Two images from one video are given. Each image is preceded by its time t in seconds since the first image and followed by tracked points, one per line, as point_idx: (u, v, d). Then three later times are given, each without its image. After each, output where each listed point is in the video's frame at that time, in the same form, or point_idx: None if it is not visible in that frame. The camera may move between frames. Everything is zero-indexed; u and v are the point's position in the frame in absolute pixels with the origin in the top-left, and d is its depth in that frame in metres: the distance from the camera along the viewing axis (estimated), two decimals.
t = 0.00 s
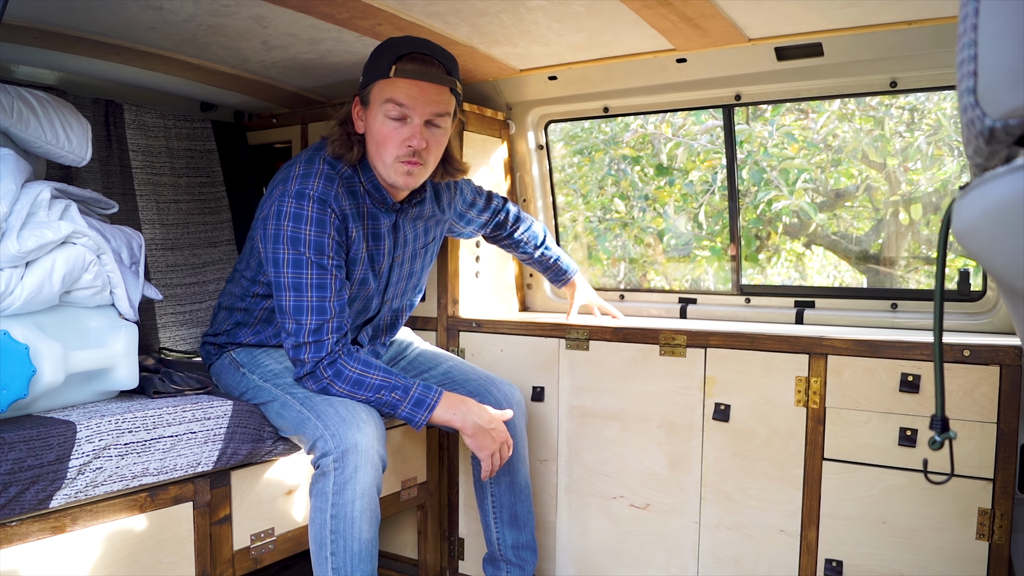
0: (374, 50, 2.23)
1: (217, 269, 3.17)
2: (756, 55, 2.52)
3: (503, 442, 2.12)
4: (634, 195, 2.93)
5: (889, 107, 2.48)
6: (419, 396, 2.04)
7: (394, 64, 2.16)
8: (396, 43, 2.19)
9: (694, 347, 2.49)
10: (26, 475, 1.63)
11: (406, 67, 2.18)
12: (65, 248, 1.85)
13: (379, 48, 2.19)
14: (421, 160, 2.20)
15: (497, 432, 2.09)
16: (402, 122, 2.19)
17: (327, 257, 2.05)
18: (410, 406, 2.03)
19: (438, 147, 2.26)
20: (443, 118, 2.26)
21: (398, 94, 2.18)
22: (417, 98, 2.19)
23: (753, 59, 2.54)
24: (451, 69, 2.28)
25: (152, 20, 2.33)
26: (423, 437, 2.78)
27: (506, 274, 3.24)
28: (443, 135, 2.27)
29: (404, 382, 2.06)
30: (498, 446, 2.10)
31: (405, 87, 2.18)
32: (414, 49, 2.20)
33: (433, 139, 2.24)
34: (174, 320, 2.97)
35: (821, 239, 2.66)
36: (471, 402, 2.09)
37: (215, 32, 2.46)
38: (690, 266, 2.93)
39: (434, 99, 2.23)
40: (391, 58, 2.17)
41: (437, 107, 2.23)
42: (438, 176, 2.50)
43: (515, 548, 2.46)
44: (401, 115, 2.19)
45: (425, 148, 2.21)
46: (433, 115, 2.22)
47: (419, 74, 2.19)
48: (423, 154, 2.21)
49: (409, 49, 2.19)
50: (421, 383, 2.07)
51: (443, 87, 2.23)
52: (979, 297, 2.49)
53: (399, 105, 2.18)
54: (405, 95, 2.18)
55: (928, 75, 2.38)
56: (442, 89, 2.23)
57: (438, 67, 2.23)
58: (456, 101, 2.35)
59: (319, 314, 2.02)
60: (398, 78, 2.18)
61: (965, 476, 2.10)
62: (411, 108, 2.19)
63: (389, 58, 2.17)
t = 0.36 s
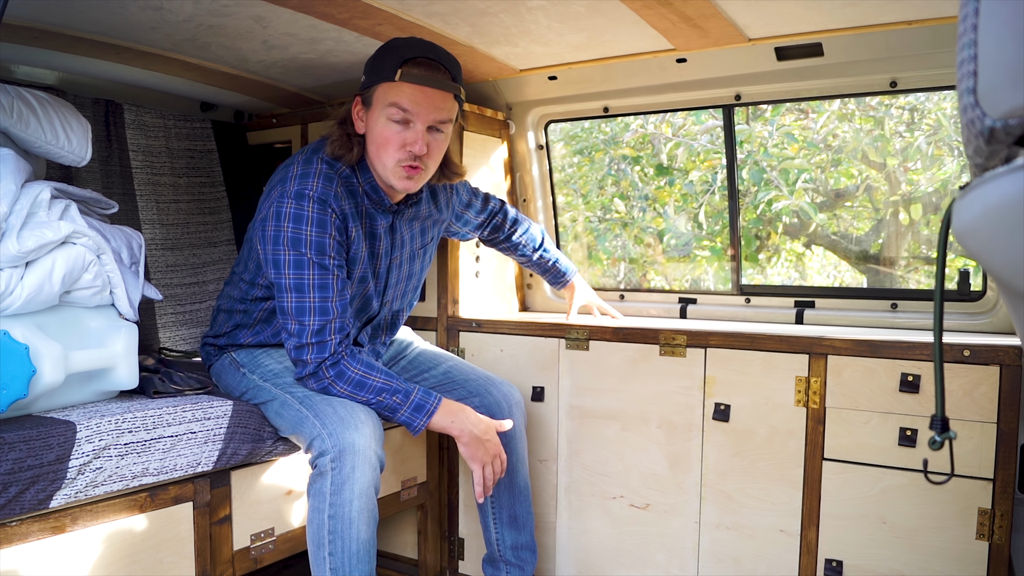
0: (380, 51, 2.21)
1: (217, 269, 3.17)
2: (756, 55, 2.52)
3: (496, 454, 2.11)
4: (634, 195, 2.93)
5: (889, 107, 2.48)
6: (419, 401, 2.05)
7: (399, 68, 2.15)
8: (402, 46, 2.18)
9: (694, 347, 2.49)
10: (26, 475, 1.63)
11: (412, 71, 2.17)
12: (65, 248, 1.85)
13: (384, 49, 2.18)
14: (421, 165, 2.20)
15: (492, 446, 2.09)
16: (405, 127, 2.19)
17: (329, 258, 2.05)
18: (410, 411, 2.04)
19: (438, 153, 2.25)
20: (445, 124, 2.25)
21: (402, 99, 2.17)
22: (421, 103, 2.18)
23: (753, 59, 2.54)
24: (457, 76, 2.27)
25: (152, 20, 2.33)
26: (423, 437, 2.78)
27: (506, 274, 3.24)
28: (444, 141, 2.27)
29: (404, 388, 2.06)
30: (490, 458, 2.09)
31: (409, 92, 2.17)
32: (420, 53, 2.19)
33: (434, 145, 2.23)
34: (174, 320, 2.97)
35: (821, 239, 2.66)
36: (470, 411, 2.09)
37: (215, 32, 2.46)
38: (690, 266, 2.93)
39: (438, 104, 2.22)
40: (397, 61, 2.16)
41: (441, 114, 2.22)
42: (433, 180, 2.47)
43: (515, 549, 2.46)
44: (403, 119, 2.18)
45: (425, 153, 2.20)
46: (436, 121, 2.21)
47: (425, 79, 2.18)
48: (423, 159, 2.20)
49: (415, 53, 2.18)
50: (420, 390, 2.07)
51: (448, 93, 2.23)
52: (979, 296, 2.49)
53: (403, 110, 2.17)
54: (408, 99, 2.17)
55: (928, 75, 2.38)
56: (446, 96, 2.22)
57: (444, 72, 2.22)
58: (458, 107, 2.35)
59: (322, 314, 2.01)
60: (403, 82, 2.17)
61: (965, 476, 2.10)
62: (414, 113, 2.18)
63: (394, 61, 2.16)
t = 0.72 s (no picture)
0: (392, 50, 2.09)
1: (216, 269, 3.17)
2: (756, 55, 2.52)
3: (501, 444, 2.13)
4: (634, 194, 2.93)
5: (889, 107, 2.48)
6: (414, 398, 2.05)
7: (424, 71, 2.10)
8: (419, 46, 2.09)
9: (694, 347, 2.49)
10: (26, 475, 1.63)
11: (434, 72, 2.13)
12: (65, 249, 1.85)
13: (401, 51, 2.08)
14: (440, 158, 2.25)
15: (494, 437, 2.09)
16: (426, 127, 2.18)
17: (322, 260, 2.05)
18: (406, 408, 2.04)
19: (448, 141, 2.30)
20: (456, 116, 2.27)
21: (426, 101, 2.14)
22: (443, 104, 2.17)
23: (753, 59, 2.54)
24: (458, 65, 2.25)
25: (152, 20, 2.33)
26: (423, 437, 2.78)
27: (506, 275, 3.24)
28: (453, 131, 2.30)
29: (399, 384, 2.06)
30: (495, 448, 2.10)
31: (432, 94, 2.14)
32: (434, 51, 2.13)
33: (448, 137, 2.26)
34: (174, 319, 2.98)
35: (821, 239, 2.66)
36: (468, 404, 2.09)
37: (215, 32, 2.46)
38: (690, 266, 2.93)
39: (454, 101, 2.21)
40: (420, 65, 2.09)
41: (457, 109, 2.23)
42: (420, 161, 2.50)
43: (514, 549, 2.46)
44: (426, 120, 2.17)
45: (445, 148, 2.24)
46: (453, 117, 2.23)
47: (445, 79, 2.15)
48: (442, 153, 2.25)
49: (432, 53, 2.11)
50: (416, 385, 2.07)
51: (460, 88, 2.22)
52: (979, 297, 2.49)
53: (427, 111, 2.15)
54: (431, 101, 2.14)
55: (927, 75, 2.38)
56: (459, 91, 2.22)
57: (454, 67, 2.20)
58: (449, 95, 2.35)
59: (315, 317, 2.02)
60: (428, 84, 2.12)
61: (965, 476, 2.10)
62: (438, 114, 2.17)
63: (416, 64, 2.09)
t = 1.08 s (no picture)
0: (359, 40, 2.19)
1: (216, 269, 3.17)
2: (756, 55, 2.52)
3: (502, 443, 2.13)
4: (634, 194, 2.93)
5: (889, 107, 2.48)
6: (413, 398, 2.05)
7: (384, 58, 2.14)
8: (383, 34, 2.16)
9: (694, 347, 2.49)
10: (26, 475, 1.63)
11: (397, 60, 2.17)
12: (65, 248, 1.85)
13: (365, 38, 2.16)
14: (409, 152, 2.24)
15: (495, 437, 2.09)
16: (391, 116, 2.20)
17: (319, 260, 2.05)
18: (405, 407, 2.04)
19: (424, 140, 2.28)
20: (431, 112, 2.27)
21: (388, 88, 2.18)
22: (407, 92, 2.20)
23: (753, 59, 2.54)
24: (439, 60, 2.26)
25: (152, 20, 2.33)
26: (423, 437, 2.78)
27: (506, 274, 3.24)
28: (430, 128, 2.30)
29: (398, 384, 2.06)
30: (496, 447, 2.10)
31: (394, 82, 2.18)
32: (403, 40, 2.18)
33: (420, 132, 2.26)
34: (174, 319, 2.98)
35: (821, 239, 2.66)
36: (468, 403, 2.09)
37: (215, 32, 2.46)
38: (690, 266, 2.93)
39: (423, 93, 2.23)
40: (381, 51, 2.15)
41: (425, 102, 2.24)
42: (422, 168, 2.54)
43: (515, 549, 2.46)
44: (390, 108, 2.20)
45: (414, 141, 2.24)
46: (422, 109, 2.24)
47: (409, 68, 2.18)
48: (410, 147, 2.24)
49: (398, 41, 2.16)
50: (415, 385, 2.07)
51: (432, 81, 2.24)
52: (979, 296, 2.49)
53: (388, 99, 2.19)
54: (393, 88, 2.18)
55: (928, 75, 2.38)
56: (430, 83, 2.24)
57: (427, 59, 2.22)
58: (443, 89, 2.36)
59: (312, 317, 2.02)
60: (388, 71, 2.17)
61: (965, 476, 2.10)
62: (401, 102, 2.20)
63: (378, 50, 2.15)
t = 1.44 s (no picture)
0: (367, 38, 2.24)
1: (217, 269, 3.17)
2: (756, 55, 2.52)
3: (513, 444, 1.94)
4: (634, 194, 2.93)
5: (889, 107, 2.48)
6: (410, 399, 2.01)
7: (389, 53, 2.18)
8: (392, 33, 2.21)
9: (694, 347, 2.49)
10: (26, 475, 1.63)
11: (402, 56, 2.20)
12: (65, 248, 1.85)
13: (373, 35, 2.20)
14: (411, 148, 2.23)
15: (496, 437, 1.94)
16: (395, 111, 2.22)
17: (320, 258, 2.05)
18: (401, 409, 2.00)
19: (427, 137, 2.28)
20: (435, 109, 2.28)
21: (392, 83, 2.20)
22: (410, 87, 2.21)
23: (753, 59, 2.54)
24: (445, 60, 2.29)
25: (152, 20, 2.33)
26: (423, 437, 2.78)
27: (506, 274, 3.24)
28: (434, 126, 2.30)
29: (396, 385, 2.02)
30: (502, 448, 1.95)
31: (399, 76, 2.20)
32: (410, 38, 2.22)
33: (423, 129, 2.26)
34: (175, 319, 2.98)
35: (821, 239, 2.66)
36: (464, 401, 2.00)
37: (215, 32, 2.46)
38: (690, 266, 2.93)
39: (427, 89, 2.25)
40: (387, 47, 2.18)
41: (429, 98, 2.25)
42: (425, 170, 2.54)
43: (516, 548, 2.46)
44: (393, 103, 2.21)
45: (415, 137, 2.23)
46: (425, 105, 2.25)
47: (413, 63, 2.20)
48: (413, 142, 2.23)
49: (404, 39, 2.20)
50: (414, 385, 2.02)
51: (436, 78, 2.26)
52: (979, 296, 2.49)
53: (392, 93, 2.20)
54: (397, 83, 2.20)
55: (928, 75, 2.38)
56: (435, 80, 2.25)
57: (432, 57, 2.25)
58: (449, 90, 2.38)
59: (311, 315, 2.01)
60: (393, 66, 2.19)
61: (965, 476, 2.10)
62: (404, 97, 2.21)
63: (384, 46, 2.19)
